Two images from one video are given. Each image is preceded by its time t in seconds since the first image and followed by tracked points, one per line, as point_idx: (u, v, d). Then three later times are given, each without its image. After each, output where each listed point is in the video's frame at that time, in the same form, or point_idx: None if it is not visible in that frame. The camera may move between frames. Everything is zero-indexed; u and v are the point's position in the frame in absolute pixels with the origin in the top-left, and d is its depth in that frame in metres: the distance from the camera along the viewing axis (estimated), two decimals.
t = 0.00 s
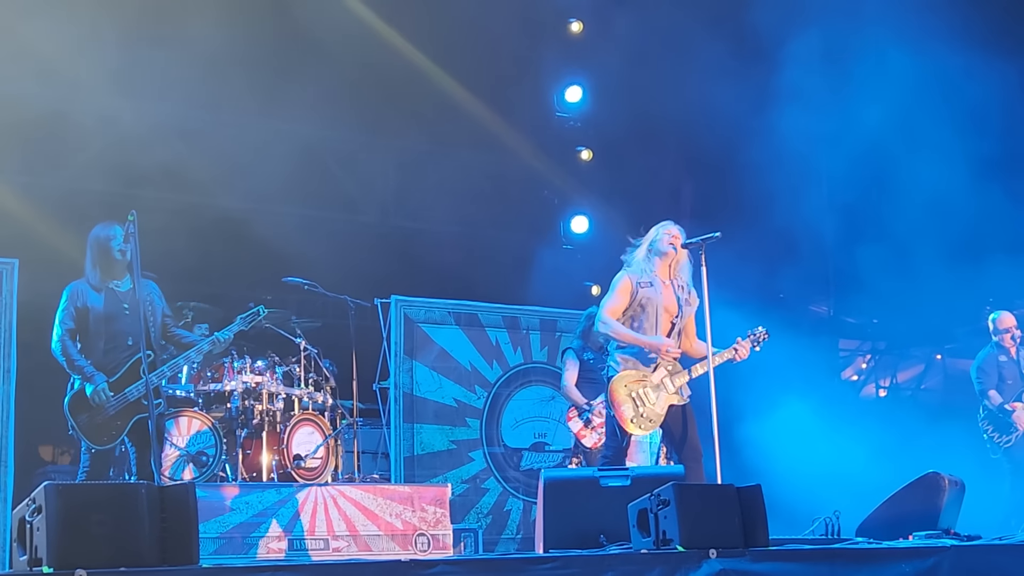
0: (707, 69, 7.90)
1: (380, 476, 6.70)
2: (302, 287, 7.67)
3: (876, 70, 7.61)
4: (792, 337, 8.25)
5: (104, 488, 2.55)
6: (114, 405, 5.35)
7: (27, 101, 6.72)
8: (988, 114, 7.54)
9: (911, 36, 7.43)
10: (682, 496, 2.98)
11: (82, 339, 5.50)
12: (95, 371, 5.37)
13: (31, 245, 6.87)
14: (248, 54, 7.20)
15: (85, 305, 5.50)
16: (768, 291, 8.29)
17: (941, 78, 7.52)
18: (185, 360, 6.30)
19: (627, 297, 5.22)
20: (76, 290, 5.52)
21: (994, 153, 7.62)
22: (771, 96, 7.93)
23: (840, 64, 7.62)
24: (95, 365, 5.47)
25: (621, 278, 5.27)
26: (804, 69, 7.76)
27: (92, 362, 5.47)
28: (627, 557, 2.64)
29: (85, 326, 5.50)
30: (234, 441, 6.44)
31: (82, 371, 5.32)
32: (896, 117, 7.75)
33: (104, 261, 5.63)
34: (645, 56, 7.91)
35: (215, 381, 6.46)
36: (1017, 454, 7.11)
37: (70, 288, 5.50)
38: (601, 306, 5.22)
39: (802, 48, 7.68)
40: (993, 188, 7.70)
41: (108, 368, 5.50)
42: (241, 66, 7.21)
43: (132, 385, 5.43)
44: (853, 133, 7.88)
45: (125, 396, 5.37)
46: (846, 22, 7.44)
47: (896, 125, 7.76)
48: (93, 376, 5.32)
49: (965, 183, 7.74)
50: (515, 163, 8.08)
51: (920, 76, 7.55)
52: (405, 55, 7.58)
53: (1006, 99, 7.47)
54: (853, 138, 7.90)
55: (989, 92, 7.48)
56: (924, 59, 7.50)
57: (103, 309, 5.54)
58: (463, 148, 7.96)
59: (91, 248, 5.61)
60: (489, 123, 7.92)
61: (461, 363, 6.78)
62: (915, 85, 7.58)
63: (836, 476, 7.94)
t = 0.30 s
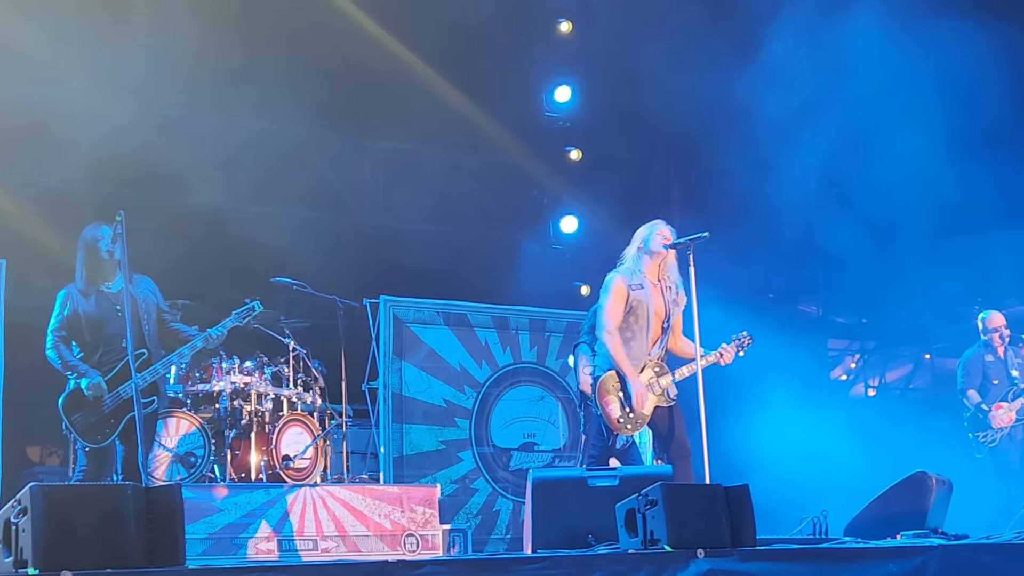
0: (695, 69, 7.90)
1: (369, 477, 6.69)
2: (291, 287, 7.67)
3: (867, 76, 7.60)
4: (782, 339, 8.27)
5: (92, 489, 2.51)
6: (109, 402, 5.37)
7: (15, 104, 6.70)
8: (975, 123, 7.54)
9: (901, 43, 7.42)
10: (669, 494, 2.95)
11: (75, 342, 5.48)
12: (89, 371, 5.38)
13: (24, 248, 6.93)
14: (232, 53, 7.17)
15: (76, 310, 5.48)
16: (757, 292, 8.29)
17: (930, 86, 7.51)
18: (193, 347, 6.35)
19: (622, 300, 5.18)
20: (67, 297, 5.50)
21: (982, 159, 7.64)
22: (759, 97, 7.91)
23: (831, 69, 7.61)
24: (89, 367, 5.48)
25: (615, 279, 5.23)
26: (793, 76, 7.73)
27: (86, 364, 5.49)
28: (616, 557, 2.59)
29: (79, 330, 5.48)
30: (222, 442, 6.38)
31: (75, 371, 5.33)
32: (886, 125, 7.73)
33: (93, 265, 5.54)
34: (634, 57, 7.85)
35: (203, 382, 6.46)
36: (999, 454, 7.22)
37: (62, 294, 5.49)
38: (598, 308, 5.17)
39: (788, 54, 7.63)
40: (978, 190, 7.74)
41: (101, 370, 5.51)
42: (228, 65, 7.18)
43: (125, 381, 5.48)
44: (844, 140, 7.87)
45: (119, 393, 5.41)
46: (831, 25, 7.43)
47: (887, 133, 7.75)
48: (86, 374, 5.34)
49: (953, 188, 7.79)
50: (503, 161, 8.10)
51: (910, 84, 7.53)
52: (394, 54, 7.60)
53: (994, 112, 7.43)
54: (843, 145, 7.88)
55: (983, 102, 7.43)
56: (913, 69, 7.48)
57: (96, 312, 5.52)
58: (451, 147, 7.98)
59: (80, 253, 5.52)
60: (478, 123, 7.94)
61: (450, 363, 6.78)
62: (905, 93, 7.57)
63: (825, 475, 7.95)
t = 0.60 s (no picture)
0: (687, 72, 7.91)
1: (359, 478, 6.68)
2: (282, 289, 7.66)
3: (861, 81, 7.61)
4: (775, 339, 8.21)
5: (82, 490, 2.40)
6: (90, 410, 5.30)
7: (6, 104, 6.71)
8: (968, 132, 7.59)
9: (897, 51, 7.37)
10: (658, 495, 2.87)
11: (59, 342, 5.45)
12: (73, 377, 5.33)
13: (16, 249, 7.02)
14: (217, 54, 7.10)
15: (63, 310, 5.47)
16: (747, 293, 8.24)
17: (927, 99, 7.53)
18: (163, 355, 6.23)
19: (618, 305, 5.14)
20: (55, 296, 5.50)
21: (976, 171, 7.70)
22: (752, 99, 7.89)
23: (823, 73, 7.63)
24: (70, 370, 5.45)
25: (608, 284, 5.17)
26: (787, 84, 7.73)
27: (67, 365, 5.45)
28: (606, 557, 2.51)
29: (64, 329, 5.46)
30: (212, 443, 6.40)
31: (58, 377, 5.29)
32: (880, 132, 7.77)
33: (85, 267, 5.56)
34: (626, 56, 7.83)
35: (193, 383, 6.51)
36: (988, 454, 7.22)
37: (50, 293, 5.49)
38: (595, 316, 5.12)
39: (786, 62, 7.61)
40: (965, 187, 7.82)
41: (84, 372, 5.48)
42: (217, 66, 7.13)
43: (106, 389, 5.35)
44: (836, 144, 7.93)
45: (100, 400, 5.30)
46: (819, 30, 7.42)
47: (880, 138, 7.80)
48: (69, 382, 5.27)
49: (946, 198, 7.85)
50: (494, 161, 8.12)
51: (906, 95, 7.54)
52: (385, 55, 7.56)
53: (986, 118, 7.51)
54: (836, 147, 7.95)
55: (975, 110, 7.50)
56: (911, 80, 7.50)
57: (81, 314, 5.49)
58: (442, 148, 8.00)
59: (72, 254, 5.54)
60: (469, 124, 7.95)
61: (440, 364, 6.78)
62: (901, 104, 7.58)
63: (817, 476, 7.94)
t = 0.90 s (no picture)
0: (678, 74, 7.99)
1: (352, 481, 6.65)
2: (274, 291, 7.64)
3: (851, 81, 7.67)
4: (776, 342, 8.23)
5: (73, 492, 2.38)
6: (74, 415, 5.26)
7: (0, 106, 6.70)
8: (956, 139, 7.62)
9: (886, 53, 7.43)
10: (651, 497, 2.88)
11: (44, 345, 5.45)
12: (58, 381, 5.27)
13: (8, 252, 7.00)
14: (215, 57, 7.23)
15: (52, 311, 5.45)
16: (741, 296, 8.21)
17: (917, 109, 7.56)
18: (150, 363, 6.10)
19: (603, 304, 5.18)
20: (45, 296, 5.47)
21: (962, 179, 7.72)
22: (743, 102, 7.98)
23: (812, 74, 7.75)
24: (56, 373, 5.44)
25: (596, 284, 5.22)
26: (779, 85, 7.84)
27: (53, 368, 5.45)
28: (598, 560, 2.50)
29: (50, 331, 5.45)
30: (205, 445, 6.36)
31: (44, 381, 5.22)
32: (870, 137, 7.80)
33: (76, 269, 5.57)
34: (618, 58, 7.89)
35: (186, 385, 6.44)
36: (982, 456, 7.26)
37: (38, 294, 5.45)
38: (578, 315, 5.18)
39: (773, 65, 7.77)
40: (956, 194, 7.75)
41: (70, 376, 5.45)
42: (212, 65, 7.22)
43: (92, 394, 5.36)
44: (828, 146, 7.96)
45: (85, 406, 5.30)
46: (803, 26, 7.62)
47: (869, 144, 7.83)
48: (54, 386, 5.20)
49: (938, 206, 7.85)
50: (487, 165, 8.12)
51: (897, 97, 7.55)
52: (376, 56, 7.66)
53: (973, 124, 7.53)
54: (827, 150, 7.99)
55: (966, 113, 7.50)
56: (901, 86, 7.54)
57: (68, 317, 5.47)
58: (435, 150, 8.01)
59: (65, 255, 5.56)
60: (461, 127, 7.97)
61: (434, 366, 6.78)
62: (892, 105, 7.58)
63: (809, 477, 7.95)
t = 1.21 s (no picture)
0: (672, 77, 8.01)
1: (348, 483, 6.64)
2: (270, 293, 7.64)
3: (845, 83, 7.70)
4: (770, 343, 8.23)
5: (68, 495, 2.37)
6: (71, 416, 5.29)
7: None
8: (947, 144, 7.66)
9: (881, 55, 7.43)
10: (647, 498, 2.86)
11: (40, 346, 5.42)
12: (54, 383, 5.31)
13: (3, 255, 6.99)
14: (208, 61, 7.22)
15: (47, 312, 5.44)
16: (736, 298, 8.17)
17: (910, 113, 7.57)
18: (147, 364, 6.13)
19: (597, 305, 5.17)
20: (40, 296, 5.45)
21: (954, 184, 7.74)
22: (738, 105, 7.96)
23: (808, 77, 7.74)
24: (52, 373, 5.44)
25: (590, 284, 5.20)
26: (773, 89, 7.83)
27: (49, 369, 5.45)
28: (596, 562, 2.50)
29: (45, 332, 5.44)
30: (200, 447, 6.37)
31: (40, 383, 5.26)
32: (863, 142, 7.81)
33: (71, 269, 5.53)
34: (612, 63, 7.91)
35: (182, 388, 6.45)
36: (977, 456, 7.27)
37: (32, 295, 5.43)
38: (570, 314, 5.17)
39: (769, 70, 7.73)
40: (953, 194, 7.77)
41: (65, 377, 5.45)
42: (205, 69, 7.24)
43: (88, 395, 5.38)
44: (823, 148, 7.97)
45: (81, 408, 5.32)
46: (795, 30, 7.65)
47: (862, 149, 7.85)
48: (50, 388, 5.26)
49: (932, 207, 7.87)
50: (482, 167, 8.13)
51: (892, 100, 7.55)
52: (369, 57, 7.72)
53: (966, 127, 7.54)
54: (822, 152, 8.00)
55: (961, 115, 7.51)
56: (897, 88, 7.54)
57: (63, 318, 5.47)
58: (430, 152, 8.03)
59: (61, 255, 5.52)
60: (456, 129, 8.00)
61: (429, 368, 6.78)
62: (887, 107, 7.58)
63: (805, 478, 7.97)
